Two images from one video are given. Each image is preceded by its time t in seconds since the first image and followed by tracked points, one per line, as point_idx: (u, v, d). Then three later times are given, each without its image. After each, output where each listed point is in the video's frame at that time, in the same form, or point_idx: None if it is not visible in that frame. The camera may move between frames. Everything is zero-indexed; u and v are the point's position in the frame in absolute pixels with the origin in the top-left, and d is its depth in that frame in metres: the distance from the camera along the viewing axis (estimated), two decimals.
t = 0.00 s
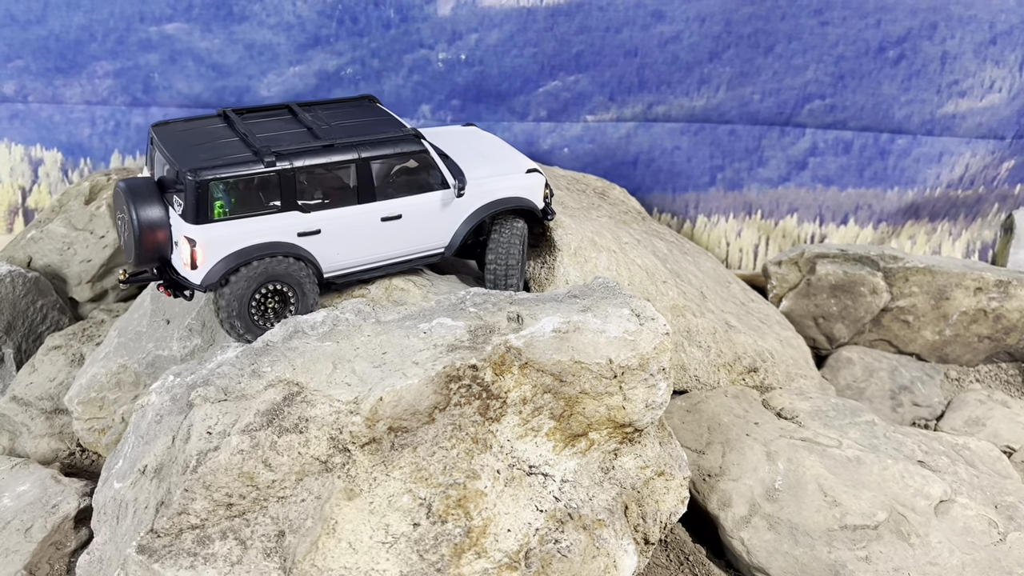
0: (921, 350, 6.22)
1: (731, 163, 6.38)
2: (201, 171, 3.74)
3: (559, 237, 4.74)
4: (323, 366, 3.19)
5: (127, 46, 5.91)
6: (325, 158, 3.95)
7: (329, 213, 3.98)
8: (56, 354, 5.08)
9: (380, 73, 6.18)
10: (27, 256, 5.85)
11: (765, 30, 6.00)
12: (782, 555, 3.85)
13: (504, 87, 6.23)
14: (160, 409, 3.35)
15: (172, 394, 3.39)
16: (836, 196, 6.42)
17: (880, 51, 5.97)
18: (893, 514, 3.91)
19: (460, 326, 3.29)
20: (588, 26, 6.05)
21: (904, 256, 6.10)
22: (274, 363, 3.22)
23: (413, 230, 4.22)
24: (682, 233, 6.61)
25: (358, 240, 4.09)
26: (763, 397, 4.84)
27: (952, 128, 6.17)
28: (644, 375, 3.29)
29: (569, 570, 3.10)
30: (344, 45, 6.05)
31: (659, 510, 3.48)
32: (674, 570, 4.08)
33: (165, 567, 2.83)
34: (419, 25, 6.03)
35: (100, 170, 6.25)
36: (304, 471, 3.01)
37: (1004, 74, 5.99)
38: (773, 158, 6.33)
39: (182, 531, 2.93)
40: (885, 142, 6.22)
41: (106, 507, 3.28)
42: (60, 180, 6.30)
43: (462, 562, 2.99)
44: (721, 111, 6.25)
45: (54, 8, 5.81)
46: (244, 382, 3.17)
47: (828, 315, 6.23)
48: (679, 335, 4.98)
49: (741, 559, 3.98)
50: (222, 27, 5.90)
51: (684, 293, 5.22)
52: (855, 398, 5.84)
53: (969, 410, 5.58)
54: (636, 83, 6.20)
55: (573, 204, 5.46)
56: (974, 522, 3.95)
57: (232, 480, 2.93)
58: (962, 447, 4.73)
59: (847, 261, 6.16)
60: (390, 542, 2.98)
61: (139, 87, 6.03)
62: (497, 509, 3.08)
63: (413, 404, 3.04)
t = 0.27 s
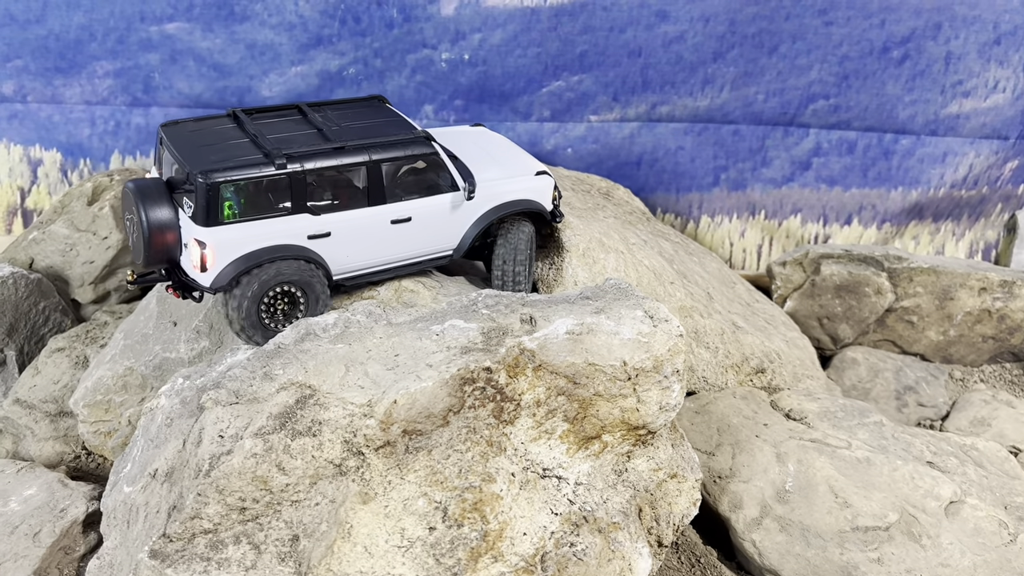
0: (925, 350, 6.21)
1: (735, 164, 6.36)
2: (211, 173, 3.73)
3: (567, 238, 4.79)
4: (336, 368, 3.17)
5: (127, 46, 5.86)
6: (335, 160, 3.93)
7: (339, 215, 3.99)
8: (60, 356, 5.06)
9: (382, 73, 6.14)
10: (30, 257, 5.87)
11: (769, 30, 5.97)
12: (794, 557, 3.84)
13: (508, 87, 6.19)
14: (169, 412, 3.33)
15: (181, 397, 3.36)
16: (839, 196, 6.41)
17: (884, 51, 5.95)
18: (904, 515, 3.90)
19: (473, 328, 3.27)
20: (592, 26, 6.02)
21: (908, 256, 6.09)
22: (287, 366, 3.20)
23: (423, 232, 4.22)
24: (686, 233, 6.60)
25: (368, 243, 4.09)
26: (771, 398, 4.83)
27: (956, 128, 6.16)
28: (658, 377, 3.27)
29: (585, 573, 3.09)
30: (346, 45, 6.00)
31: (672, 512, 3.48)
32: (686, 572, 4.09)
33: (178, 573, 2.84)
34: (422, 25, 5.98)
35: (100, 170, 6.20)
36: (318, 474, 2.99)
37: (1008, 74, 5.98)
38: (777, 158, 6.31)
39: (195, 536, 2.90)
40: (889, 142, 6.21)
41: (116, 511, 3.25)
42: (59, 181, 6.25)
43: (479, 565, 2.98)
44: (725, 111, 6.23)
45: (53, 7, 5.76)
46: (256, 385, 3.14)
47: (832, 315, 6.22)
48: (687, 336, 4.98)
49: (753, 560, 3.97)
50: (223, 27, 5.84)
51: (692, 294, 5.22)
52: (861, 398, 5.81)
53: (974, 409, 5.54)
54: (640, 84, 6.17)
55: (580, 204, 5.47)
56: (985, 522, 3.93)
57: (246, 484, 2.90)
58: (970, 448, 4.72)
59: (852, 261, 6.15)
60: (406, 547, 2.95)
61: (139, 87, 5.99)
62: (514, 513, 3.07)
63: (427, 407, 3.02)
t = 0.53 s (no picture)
0: (924, 348, 6.24)
1: (734, 163, 6.37)
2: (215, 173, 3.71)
3: (569, 237, 4.82)
4: (341, 368, 3.16)
5: (124, 45, 5.83)
6: (339, 160, 3.92)
7: (342, 216, 3.98)
8: (59, 356, 5.08)
9: (381, 72, 6.12)
10: (27, 257, 5.84)
11: (768, 30, 5.98)
12: (798, 555, 3.85)
13: (507, 86, 6.19)
14: (174, 411, 3.32)
15: (186, 396, 3.35)
16: (838, 196, 6.42)
17: (883, 50, 5.97)
18: (908, 513, 3.90)
19: (478, 327, 3.27)
20: (592, 25, 6.01)
21: (907, 255, 6.11)
22: (292, 365, 3.19)
23: (426, 232, 4.21)
24: (685, 232, 6.61)
25: (371, 243, 4.09)
26: (773, 397, 4.84)
27: (954, 127, 6.18)
28: (663, 376, 3.27)
29: (591, 572, 3.10)
30: (345, 44, 5.98)
31: (677, 510, 3.48)
32: (690, 570, 4.10)
33: (185, 573, 2.82)
34: (421, 23, 5.96)
35: (97, 170, 6.17)
36: (324, 474, 2.98)
37: (1006, 74, 6.00)
38: (776, 157, 6.32)
39: (200, 536, 2.88)
40: (887, 142, 6.23)
41: (120, 512, 3.23)
42: (55, 181, 6.23)
43: (486, 565, 2.98)
44: (724, 110, 6.23)
45: (50, 5, 5.72)
46: (261, 385, 3.13)
47: (832, 314, 6.23)
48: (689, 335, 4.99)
49: (757, 559, 3.98)
50: (221, 26, 5.82)
51: (693, 293, 5.23)
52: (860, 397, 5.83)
53: (973, 408, 5.56)
54: (639, 83, 6.17)
55: (581, 203, 5.48)
56: (987, 520, 3.94)
57: (253, 484, 2.88)
58: (970, 446, 4.74)
59: (851, 260, 6.16)
60: (413, 546, 2.95)
61: (136, 86, 5.96)
62: (521, 511, 3.07)
63: (434, 406, 3.00)
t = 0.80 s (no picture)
0: (913, 349, 6.27)
1: (725, 164, 6.39)
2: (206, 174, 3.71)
3: (560, 239, 4.84)
4: (332, 370, 3.17)
5: (114, 45, 5.80)
6: (330, 160, 3.93)
7: (334, 215, 3.98)
8: (49, 359, 5.10)
9: (372, 73, 6.11)
10: (18, 258, 5.86)
11: (759, 31, 6.00)
12: (788, 555, 3.86)
13: (498, 87, 6.19)
14: (164, 414, 3.31)
15: (176, 399, 3.35)
16: (829, 196, 6.45)
17: (873, 52, 6.00)
18: (897, 513, 3.92)
19: (469, 329, 3.28)
20: (583, 26, 6.02)
21: (897, 256, 6.14)
22: (282, 368, 3.19)
23: (419, 231, 4.21)
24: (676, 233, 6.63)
25: (364, 242, 4.09)
26: (763, 397, 4.86)
27: (943, 129, 6.21)
28: (654, 377, 3.27)
29: (582, 574, 3.10)
30: (336, 44, 5.97)
31: (667, 512, 3.50)
32: (681, 570, 4.09)
33: None
34: (413, 24, 5.96)
35: (87, 170, 6.15)
36: (315, 476, 2.97)
37: (994, 75, 6.05)
38: (767, 158, 6.35)
39: (191, 538, 2.88)
40: (877, 142, 6.26)
41: (109, 515, 3.22)
42: (45, 182, 6.20)
43: (477, 567, 2.99)
44: (714, 111, 6.25)
45: (39, 5, 5.69)
46: (252, 387, 3.13)
47: (822, 314, 6.26)
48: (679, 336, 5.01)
49: (747, 559, 4.00)
50: (212, 26, 5.80)
51: (684, 294, 5.25)
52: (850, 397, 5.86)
53: (962, 408, 5.59)
54: (630, 84, 6.19)
55: (572, 204, 5.49)
56: (975, 519, 3.97)
57: (243, 487, 2.88)
58: (959, 446, 4.77)
59: (841, 261, 6.17)
60: (404, 548, 2.95)
61: (126, 86, 5.93)
62: (512, 513, 3.07)
63: (425, 408, 3.01)
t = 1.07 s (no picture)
0: (905, 349, 6.30)
1: (717, 164, 6.41)
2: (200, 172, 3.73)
3: (554, 240, 4.85)
4: (326, 372, 3.17)
5: (106, 45, 5.79)
6: (323, 158, 3.94)
7: (329, 214, 3.98)
8: (41, 360, 5.09)
9: (366, 74, 6.10)
10: (10, 259, 5.84)
11: (751, 32, 6.02)
12: (781, 555, 3.88)
13: (492, 88, 6.19)
14: (157, 416, 3.31)
15: (169, 401, 3.35)
16: (821, 197, 6.47)
17: (865, 53, 6.03)
18: (889, 512, 3.94)
19: (463, 330, 3.28)
20: (576, 27, 6.03)
21: (889, 256, 6.17)
22: (276, 369, 3.19)
23: (413, 229, 4.21)
24: (669, 234, 6.64)
25: (358, 241, 4.09)
26: (756, 397, 4.88)
27: (935, 130, 6.24)
28: (647, 378, 3.28)
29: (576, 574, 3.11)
30: (329, 45, 5.97)
31: (661, 512, 3.50)
32: (674, 570, 4.14)
33: None
34: (406, 25, 5.96)
35: (79, 171, 6.13)
36: (309, 478, 2.98)
37: (985, 77, 6.08)
38: (759, 159, 6.37)
39: (185, 541, 2.88)
40: (868, 143, 6.29)
41: (103, 517, 3.22)
42: (37, 182, 6.18)
43: (471, 568, 3.00)
44: (707, 112, 6.27)
45: (30, 5, 5.67)
46: (245, 389, 3.13)
47: (814, 314, 6.28)
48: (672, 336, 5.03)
49: (740, 559, 4.01)
50: (205, 27, 5.79)
51: (677, 295, 5.27)
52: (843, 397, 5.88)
53: (953, 408, 5.62)
54: (624, 85, 6.20)
55: (565, 205, 5.50)
56: (966, 519, 3.98)
57: (237, 489, 2.88)
58: (951, 445, 4.80)
59: (833, 261, 6.21)
60: (398, 550, 2.96)
61: (119, 87, 5.92)
62: (506, 514, 3.10)
63: (419, 410, 3.01)
